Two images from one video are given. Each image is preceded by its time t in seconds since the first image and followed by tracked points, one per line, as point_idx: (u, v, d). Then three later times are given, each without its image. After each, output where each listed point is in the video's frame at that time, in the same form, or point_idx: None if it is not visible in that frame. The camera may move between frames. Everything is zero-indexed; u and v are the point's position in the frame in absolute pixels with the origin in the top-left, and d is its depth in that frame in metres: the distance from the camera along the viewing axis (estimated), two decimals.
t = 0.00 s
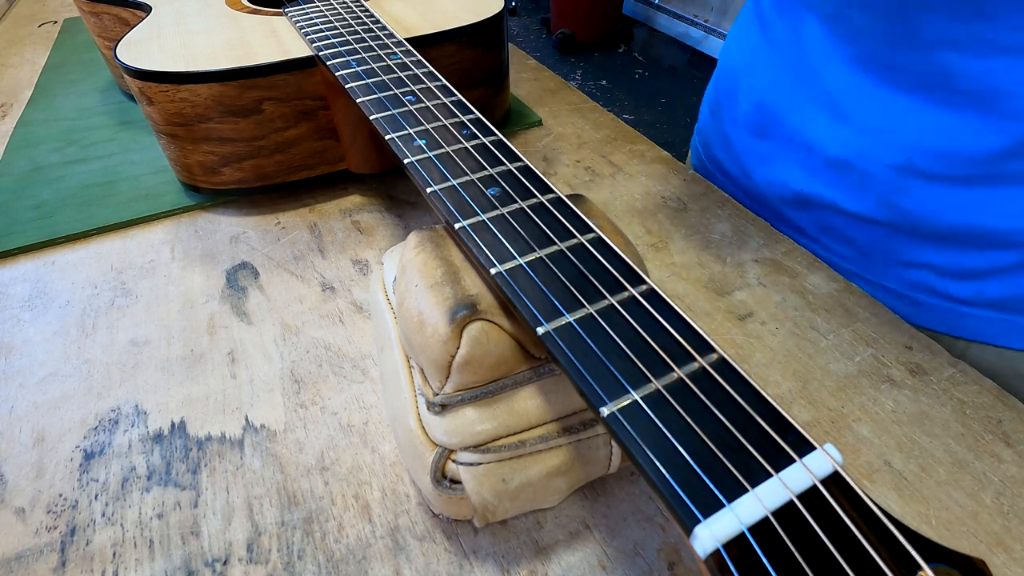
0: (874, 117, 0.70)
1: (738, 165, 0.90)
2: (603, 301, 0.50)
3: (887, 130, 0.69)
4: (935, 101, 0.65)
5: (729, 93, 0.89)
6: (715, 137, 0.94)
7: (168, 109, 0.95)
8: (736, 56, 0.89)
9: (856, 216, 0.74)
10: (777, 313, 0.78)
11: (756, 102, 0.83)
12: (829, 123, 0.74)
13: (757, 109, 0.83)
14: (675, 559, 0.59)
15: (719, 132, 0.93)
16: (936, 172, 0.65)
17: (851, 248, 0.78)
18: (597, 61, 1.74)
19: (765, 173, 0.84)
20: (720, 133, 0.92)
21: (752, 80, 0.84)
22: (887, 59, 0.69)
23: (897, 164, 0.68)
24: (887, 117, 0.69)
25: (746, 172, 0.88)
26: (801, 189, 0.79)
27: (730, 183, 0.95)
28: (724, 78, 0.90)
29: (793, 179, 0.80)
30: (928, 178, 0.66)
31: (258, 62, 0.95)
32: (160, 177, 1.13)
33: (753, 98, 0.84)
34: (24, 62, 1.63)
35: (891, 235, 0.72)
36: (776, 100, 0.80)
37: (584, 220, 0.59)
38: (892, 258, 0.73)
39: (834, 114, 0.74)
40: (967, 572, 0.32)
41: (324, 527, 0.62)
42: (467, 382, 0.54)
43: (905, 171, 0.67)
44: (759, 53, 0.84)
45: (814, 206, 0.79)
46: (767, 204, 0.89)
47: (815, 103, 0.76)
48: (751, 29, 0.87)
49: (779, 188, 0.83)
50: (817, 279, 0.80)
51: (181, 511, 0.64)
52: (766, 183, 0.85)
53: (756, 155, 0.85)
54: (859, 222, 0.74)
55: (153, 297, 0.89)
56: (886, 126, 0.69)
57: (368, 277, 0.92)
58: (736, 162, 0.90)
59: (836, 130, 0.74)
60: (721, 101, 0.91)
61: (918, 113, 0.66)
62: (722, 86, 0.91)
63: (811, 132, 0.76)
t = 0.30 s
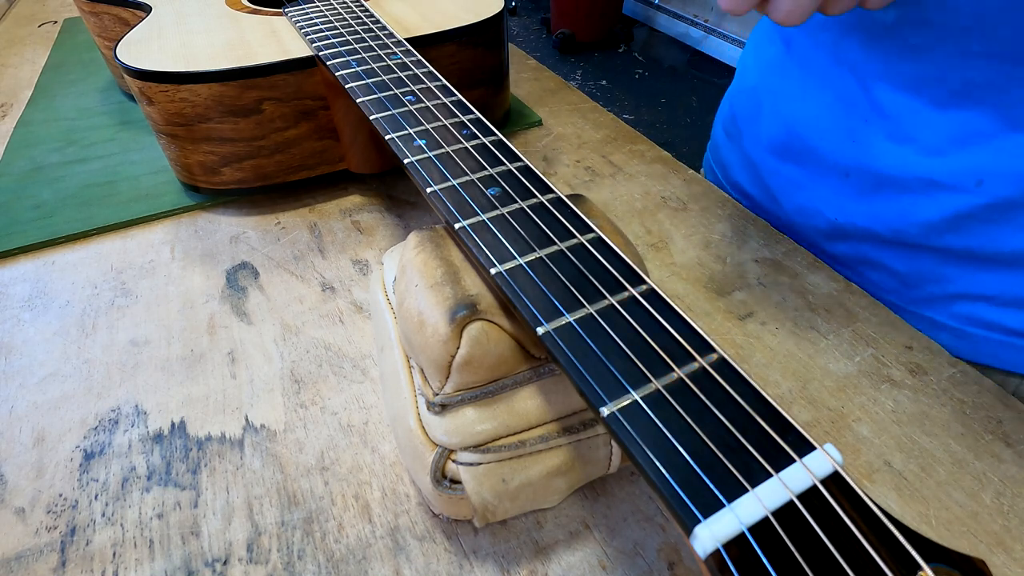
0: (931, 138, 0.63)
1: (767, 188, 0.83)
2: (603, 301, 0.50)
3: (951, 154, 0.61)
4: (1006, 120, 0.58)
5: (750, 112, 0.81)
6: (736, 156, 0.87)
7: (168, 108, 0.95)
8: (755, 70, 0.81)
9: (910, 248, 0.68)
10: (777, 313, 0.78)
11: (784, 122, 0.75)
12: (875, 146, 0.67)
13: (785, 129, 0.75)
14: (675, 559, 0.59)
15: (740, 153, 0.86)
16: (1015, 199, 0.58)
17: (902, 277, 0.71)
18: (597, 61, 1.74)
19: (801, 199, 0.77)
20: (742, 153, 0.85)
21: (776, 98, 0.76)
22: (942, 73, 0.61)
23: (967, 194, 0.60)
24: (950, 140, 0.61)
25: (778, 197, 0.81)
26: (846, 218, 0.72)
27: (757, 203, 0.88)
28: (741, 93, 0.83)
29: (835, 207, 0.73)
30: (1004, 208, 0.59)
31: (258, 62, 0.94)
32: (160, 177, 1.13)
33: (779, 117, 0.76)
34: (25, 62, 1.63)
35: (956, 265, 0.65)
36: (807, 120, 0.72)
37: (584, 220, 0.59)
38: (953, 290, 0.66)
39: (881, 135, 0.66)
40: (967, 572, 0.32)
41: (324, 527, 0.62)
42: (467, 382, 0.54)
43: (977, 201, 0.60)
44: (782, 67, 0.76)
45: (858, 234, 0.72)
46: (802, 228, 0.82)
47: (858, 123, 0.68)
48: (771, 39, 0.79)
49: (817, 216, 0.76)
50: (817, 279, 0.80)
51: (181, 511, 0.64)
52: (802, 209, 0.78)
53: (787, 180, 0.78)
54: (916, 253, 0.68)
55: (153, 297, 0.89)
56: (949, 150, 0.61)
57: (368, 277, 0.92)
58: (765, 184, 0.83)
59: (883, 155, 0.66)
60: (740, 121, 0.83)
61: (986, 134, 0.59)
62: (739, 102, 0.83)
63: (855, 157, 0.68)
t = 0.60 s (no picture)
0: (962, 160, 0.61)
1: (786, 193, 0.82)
2: (603, 301, 0.50)
3: (976, 178, 0.59)
4: None
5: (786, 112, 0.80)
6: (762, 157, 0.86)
7: (167, 109, 0.95)
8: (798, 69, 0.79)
9: (919, 269, 0.66)
10: (777, 313, 0.78)
11: (818, 125, 0.74)
12: (904, 159, 0.65)
13: (811, 133, 0.75)
14: (675, 559, 0.59)
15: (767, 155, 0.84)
16: None
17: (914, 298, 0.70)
18: (597, 61, 1.74)
19: (818, 207, 0.76)
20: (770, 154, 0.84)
21: (815, 100, 0.75)
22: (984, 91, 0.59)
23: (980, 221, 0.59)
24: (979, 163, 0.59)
25: (795, 201, 0.80)
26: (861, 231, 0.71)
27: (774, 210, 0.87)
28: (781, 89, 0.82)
29: (852, 218, 0.72)
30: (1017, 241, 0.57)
31: (258, 62, 0.94)
32: (160, 176, 1.13)
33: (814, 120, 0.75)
34: (24, 62, 1.63)
35: (963, 295, 0.63)
36: (842, 126, 0.71)
37: (584, 220, 0.59)
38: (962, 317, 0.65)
39: (907, 149, 0.65)
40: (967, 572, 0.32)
41: (324, 527, 0.62)
42: (467, 382, 0.54)
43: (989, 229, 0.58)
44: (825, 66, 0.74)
45: (869, 247, 0.71)
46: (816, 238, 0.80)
47: (893, 134, 0.67)
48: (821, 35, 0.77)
49: (832, 225, 0.75)
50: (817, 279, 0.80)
51: (181, 511, 0.64)
52: (817, 217, 0.77)
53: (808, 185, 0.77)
54: (925, 275, 0.66)
55: (153, 297, 0.89)
56: (976, 174, 0.59)
57: (368, 277, 0.92)
58: (785, 189, 0.82)
59: (906, 170, 0.65)
60: (774, 118, 0.82)
61: (1010, 157, 0.57)
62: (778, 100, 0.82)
63: (882, 170, 0.67)
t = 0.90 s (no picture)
0: None
1: (839, 195, 0.78)
2: (603, 301, 0.50)
3: None
4: None
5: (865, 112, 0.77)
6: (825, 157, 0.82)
7: (168, 109, 0.95)
8: (887, 69, 0.76)
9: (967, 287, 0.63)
10: (777, 313, 0.78)
11: (895, 127, 0.71)
12: (978, 170, 0.62)
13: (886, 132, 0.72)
14: (675, 559, 0.59)
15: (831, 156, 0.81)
16: None
17: (957, 318, 0.66)
18: (597, 61, 1.74)
19: (871, 211, 0.72)
20: (834, 155, 0.80)
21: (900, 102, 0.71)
22: None
23: None
24: None
25: (846, 204, 0.77)
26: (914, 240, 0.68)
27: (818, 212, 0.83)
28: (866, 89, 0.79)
29: (906, 225, 0.68)
30: None
31: (258, 62, 0.94)
32: (160, 176, 1.13)
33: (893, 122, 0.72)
34: (25, 62, 1.63)
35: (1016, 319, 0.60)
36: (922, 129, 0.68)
37: (584, 220, 0.59)
38: (1007, 343, 0.62)
39: (982, 160, 0.62)
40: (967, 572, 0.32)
41: (324, 527, 0.62)
42: (467, 382, 0.54)
43: None
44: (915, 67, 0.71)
45: (916, 259, 0.69)
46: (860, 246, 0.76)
47: (974, 143, 0.63)
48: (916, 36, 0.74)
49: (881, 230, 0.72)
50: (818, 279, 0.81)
51: (181, 511, 0.64)
52: (866, 223, 0.73)
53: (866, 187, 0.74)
54: (975, 295, 0.63)
55: (153, 297, 0.89)
56: None
57: (368, 277, 0.92)
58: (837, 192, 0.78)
59: (977, 181, 0.62)
60: (854, 116, 0.79)
61: None
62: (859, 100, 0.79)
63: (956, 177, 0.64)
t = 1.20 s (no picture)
0: None
1: (878, 210, 0.75)
2: (603, 301, 0.50)
3: None
4: None
5: (912, 124, 0.73)
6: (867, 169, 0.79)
7: (168, 109, 0.95)
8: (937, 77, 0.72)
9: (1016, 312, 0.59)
10: (777, 313, 0.78)
11: (945, 140, 0.67)
12: None
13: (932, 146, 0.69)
14: (675, 559, 0.59)
15: (874, 168, 0.78)
16: None
17: (999, 344, 0.63)
18: (598, 61, 1.74)
19: (914, 229, 0.69)
20: (877, 167, 0.77)
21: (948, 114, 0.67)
22: None
23: None
24: None
25: (885, 219, 0.73)
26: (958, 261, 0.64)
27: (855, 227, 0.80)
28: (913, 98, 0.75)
29: (950, 245, 0.65)
30: None
31: (258, 62, 0.94)
32: (160, 177, 1.13)
33: (940, 137, 0.68)
34: (25, 62, 1.63)
35: None
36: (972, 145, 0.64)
37: (584, 220, 0.59)
38: None
39: None
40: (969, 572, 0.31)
41: (324, 527, 0.62)
42: (467, 382, 0.54)
43: None
44: (964, 74, 0.66)
45: (960, 281, 0.65)
46: (897, 264, 0.73)
47: None
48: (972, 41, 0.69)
49: (923, 249, 0.68)
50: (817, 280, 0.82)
51: (181, 511, 0.64)
52: (906, 240, 0.70)
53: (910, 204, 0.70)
54: None
55: (153, 297, 0.89)
56: None
57: (368, 277, 0.92)
58: (877, 207, 0.75)
59: None
60: (899, 127, 0.75)
61: None
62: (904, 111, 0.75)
63: (1005, 198, 0.60)
